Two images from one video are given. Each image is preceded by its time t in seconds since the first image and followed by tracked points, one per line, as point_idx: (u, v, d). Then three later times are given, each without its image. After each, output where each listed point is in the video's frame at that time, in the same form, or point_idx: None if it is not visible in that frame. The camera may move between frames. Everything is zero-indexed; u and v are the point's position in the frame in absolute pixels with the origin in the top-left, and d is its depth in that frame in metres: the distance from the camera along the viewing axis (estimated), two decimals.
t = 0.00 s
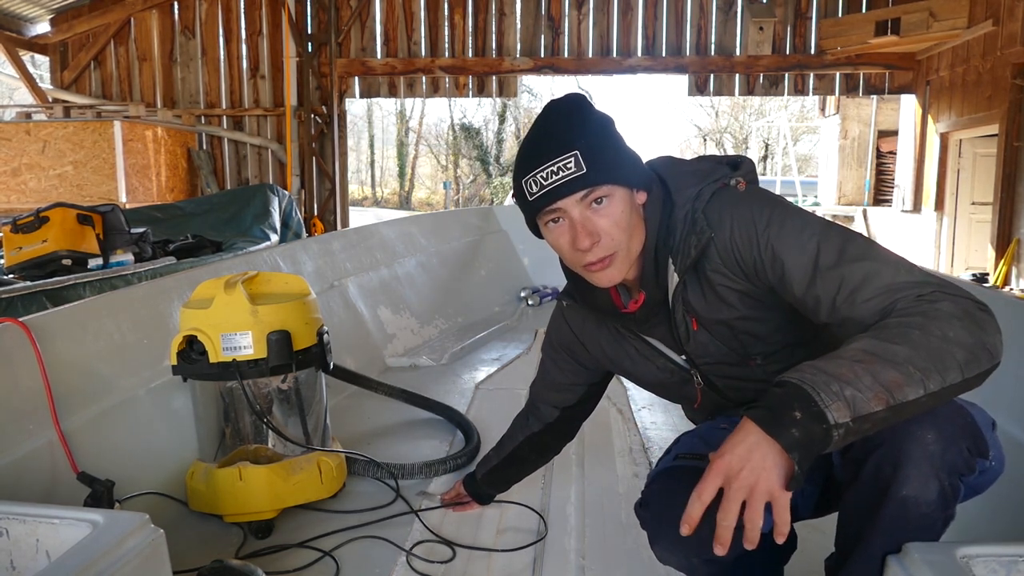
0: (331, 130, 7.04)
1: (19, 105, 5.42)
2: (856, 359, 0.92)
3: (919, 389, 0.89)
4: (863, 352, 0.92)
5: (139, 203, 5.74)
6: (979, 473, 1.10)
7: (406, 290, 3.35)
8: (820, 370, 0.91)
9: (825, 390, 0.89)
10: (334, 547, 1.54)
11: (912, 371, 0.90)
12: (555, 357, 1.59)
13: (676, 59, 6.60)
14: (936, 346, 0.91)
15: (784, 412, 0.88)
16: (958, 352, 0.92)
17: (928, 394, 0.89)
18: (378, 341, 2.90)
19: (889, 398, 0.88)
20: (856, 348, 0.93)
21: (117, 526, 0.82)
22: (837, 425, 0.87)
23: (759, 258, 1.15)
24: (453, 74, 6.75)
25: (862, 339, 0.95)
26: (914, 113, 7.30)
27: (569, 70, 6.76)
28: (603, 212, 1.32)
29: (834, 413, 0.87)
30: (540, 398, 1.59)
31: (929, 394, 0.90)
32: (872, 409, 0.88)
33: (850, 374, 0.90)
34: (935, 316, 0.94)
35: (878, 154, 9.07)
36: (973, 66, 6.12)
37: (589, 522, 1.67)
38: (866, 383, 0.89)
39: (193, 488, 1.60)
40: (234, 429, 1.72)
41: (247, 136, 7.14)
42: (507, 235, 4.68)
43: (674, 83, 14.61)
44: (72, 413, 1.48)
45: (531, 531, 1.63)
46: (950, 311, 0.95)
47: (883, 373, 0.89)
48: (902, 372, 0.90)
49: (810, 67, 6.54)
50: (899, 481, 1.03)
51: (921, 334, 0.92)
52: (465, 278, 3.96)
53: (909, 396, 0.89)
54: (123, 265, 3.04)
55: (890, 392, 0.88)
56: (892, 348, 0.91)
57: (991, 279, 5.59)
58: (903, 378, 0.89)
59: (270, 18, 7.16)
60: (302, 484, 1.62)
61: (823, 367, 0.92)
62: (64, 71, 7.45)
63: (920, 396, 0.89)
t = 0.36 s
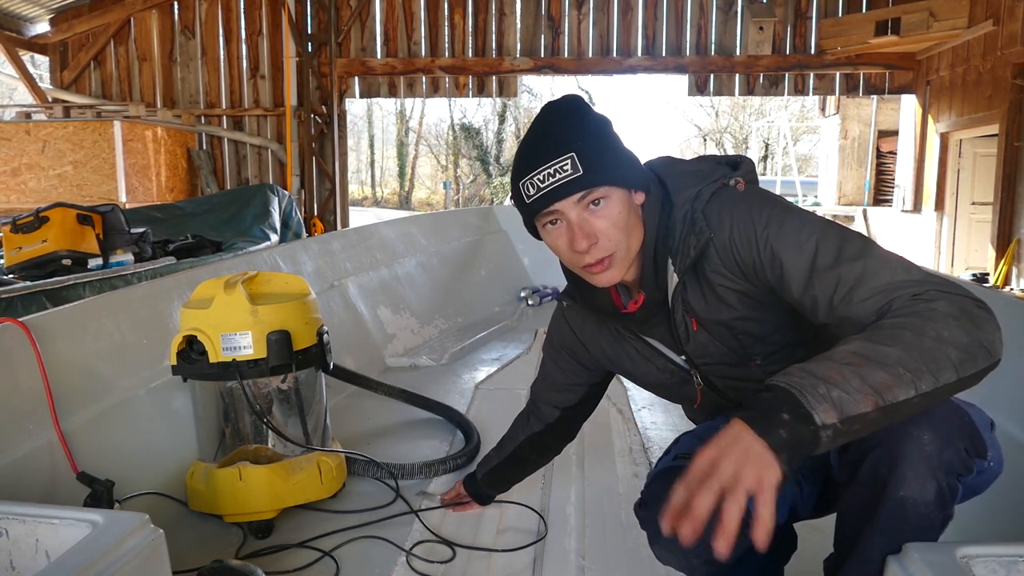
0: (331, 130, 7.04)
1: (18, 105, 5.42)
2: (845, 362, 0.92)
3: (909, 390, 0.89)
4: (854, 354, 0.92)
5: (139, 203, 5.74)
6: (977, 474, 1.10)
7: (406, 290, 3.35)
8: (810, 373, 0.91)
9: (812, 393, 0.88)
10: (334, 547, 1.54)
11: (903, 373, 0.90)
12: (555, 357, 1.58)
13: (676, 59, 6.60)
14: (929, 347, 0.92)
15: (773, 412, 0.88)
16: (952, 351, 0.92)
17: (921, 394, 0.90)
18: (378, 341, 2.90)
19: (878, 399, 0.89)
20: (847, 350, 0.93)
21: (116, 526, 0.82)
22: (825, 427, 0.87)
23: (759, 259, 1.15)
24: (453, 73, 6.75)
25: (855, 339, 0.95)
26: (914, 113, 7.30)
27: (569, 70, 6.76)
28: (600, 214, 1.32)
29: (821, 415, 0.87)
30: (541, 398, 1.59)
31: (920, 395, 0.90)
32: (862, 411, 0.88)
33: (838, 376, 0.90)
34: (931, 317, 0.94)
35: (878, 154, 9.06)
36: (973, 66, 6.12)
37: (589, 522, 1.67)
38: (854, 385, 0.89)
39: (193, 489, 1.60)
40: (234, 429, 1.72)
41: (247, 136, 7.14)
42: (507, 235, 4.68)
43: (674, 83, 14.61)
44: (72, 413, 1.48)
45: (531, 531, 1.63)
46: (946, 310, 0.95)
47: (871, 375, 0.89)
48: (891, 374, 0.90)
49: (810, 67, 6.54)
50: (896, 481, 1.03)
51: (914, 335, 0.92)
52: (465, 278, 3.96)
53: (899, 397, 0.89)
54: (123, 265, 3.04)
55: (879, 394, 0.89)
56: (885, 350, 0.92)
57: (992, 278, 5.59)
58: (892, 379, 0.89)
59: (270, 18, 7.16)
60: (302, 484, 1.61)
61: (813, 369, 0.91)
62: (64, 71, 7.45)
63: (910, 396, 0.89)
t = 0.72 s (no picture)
0: (331, 130, 7.04)
1: (19, 105, 5.42)
2: (822, 344, 0.94)
3: (886, 376, 0.91)
4: (833, 339, 0.94)
5: (139, 203, 5.74)
6: (977, 472, 1.10)
7: (406, 290, 3.35)
8: (787, 351, 0.94)
9: (783, 367, 0.91)
10: (334, 547, 1.54)
11: (877, 359, 0.91)
12: (554, 357, 1.58)
13: (676, 59, 6.60)
14: (916, 341, 0.92)
15: (741, 376, 0.91)
16: (937, 346, 0.93)
17: (898, 382, 0.91)
18: (378, 341, 2.90)
19: (850, 378, 0.90)
20: (827, 336, 0.95)
21: (116, 526, 0.82)
22: (792, 399, 0.89)
23: (759, 259, 1.15)
24: (453, 74, 6.75)
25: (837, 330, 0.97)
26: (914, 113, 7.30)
27: (569, 70, 6.76)
28: (604, 215, 1.32)
29: (789, 387, 0.89)
30: (541, 399, 1.58)
31: (898, 383, 0.91)
32: (832, 390, 0.89)
33: (813, 356, 0.92)
34: (919, 313, 0.95)
35: (878, 154, 9.06)
36: (973, 66, 6.12)
37: (590, 522, 1.67)
38: (827, 365, 0.91)
39: (193, 489, 1.60)
40: (234, 429, 1.72)
41: (247, 136, 7.14)
42: (507, 235, 4.68)
43: (674, 83, 14.61)
44: (72, 413, 1.48)
45: (531, 531, 1.63)
46: (938, 309, 0.95)
47: (846, 357, 0.91)
48: (868, 359, 0.91)
49: (810, 67, 6.54)
50: (896, 482, 1.03)
51: (895, 327, 0.93)
52: (465, 278, 3.97)
53: (873, 382, 0.90)
54: (123, 265, 3.04)
55: (851, 374, 0.90)
56: (865, 339, 0.93)
57: (991, 278, 5.59)
58: (867, 364, 0.91)
59: (270, 18, 7.16)
60: (302, 484, 1.62)
61: (790, 350, 0.94)
62: (64, 71, 7.45)
63: (887, 386, 0.91)
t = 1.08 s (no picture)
0: (331, 130, 7.04)
1: (18, 104, 5.41)
2: (827, 357, 0.93)
3: (895, 385, 0.90)
4: (838, 350, 0.94)
5: (139, 203, 5.74)
6: (981, 475, 1.09)
7: (406, 290, 3.35)
8: (792, 367, 0.93)
9: (792, 383, 0.91)
10: (334, 547, 1.54)
11: (887, 367, 0.91)
12: (559, 357, 1.58)
13: (676, 59, 6.60)
14: (922, 345, 0.92)
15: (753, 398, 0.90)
16: (945, 348, 0.93)
17: (908, 390, 0.90)
18: (378, 341, 2.90)
19: (859, 391, 0.90)
20: (832, 347, 0.95)
21: (117, 526, 0.82)
22: (803, 417, 0.89)
23: (762, 262, 1.15)
24: (453, 74, 6.75)
25: (842, 337, 0.96)
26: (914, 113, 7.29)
27: (569, 70, 6.76)
28: (600, 224, 1.32)
29: (799, 405, 0.89)
30: (544, 398, 1.58)
31: (908, 389, 0.91)
32: (842, 404, 0.89)
33: (820, 370, 0.91)
34: (925, 316, 0.95)
35: (878, 154, 9.07)
36: (973, 66, 6.12)
37: (590, 522, 1.67)
38: (835, 378, 0.90)
39: (193, 489, 1.60)
40: (234, 429, 1.72)
41: (247, 136, 7.14)
42: (507, 235, 4.68)
43: (674, 83, 14.61)
44: (72, 413, 1.48)
45: (531, 531, 1.63)
46: (943, 309, 0.96)
47: (853, 369, 0.91)
48: (875, 369, 0.91)
49: (810, 67, 6.54)
50: (900, 482, 1.03)
51: (902, 332, 0.93)
52: (465, 278, 3.97)
53: (883, 392, 0.90)
54: (123, 265, 3.04)
55: (860, 386, 0.90)
56: (876, 344, 0.92)
57: (991, 279, 5.59)
58: (875, 374, 0.91)
59: (270, 18, 7.16)
60: (302, 484, 1.61)
61: (795, 365, 0.94)
62: (64, 71, 7.45)
63: (895, 392, 0.90)
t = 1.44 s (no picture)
0: (331, 130, 7.04)
1: (19, 105, 5.41)
2: (824, 342, 0.93)
3: (887, 374, 0.90)
4: (834, 337, 0.94)
5: (139, 203, 5.74)
6: (978, 473, 1.09)
7: (406, 290, 3.35)
8: (789, 348, 0.93)
9: (786, 363, 0.91)
10: (334, 547, 1.54)
11: (881, 357, 0.91)
12: (558, 356, 1.58)
13: (676, 59, 6.60)
14: (918, 339, 0.92)
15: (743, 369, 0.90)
16: (940, 345, 0.93)
17: (901, 380, 0.90)
18: (377, 341, 2.90)
19: (851, 377, 0.90)
20: (829, 335, 0.95)
21: (117, 526, 0.82)
22: (793, 394, 0.89)
23: (762, 261, 1.15)
24: (453, 74, 6.75)
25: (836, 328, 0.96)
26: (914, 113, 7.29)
27: (569, 70, 6.75)
28: (606, 220, 1.32)
29: (790, 382, 0.89)
30: (544, 398, 1.58)
31: (903, 382, 0.91)
32: (834, 386, 0.89)
33: (816, 353, 0.91)
34: (922, 313, 0.95)
35: (878, 154, 9.06)
36: (973, 66, 6.12)
37: (590, 521, 1.67)
38: (829, 361, 0.90)
39: (193, 488, 1.60)
40: (234, 429, 1.72)
41: (247, 136, 7.14)
42: (507, 235, 4.68)
43: (674, 83, 14.61)
44: (71, 413, 1.48)
45: (531, 531, 1.63)
46: (940, 309, 0.96)
47: (847, 355, 0.91)
48: (868, 357, 0.91)
49: (810, 67, 6.54)
50: (896, 481, 1.03)
51: (899, 326, 0.93)
52: (465, 278, 3.97)
53: (875, 380, 0.90)
54: (123, 265, 3.04)
55: (852, 372, 0.90)
56: (873, 337, 0.92)
57: (991, 278, 5.59)
58: (869, 362, 0.90)
59: (270, 18, 7.16)
60: (302, 484, 1.61)
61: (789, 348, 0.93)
62: (64, 71, 7.45)
63: (888, 386, 0.90)
